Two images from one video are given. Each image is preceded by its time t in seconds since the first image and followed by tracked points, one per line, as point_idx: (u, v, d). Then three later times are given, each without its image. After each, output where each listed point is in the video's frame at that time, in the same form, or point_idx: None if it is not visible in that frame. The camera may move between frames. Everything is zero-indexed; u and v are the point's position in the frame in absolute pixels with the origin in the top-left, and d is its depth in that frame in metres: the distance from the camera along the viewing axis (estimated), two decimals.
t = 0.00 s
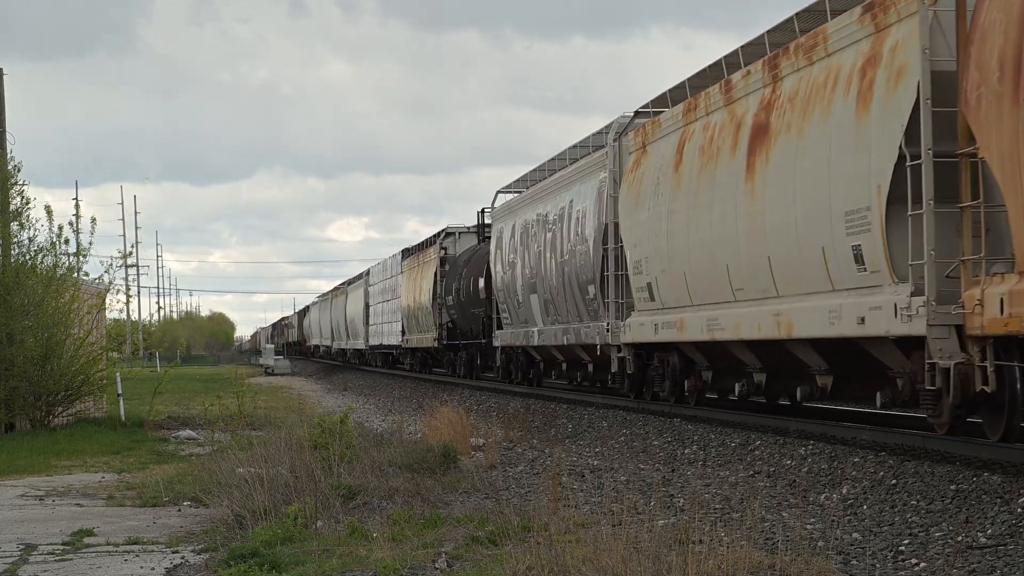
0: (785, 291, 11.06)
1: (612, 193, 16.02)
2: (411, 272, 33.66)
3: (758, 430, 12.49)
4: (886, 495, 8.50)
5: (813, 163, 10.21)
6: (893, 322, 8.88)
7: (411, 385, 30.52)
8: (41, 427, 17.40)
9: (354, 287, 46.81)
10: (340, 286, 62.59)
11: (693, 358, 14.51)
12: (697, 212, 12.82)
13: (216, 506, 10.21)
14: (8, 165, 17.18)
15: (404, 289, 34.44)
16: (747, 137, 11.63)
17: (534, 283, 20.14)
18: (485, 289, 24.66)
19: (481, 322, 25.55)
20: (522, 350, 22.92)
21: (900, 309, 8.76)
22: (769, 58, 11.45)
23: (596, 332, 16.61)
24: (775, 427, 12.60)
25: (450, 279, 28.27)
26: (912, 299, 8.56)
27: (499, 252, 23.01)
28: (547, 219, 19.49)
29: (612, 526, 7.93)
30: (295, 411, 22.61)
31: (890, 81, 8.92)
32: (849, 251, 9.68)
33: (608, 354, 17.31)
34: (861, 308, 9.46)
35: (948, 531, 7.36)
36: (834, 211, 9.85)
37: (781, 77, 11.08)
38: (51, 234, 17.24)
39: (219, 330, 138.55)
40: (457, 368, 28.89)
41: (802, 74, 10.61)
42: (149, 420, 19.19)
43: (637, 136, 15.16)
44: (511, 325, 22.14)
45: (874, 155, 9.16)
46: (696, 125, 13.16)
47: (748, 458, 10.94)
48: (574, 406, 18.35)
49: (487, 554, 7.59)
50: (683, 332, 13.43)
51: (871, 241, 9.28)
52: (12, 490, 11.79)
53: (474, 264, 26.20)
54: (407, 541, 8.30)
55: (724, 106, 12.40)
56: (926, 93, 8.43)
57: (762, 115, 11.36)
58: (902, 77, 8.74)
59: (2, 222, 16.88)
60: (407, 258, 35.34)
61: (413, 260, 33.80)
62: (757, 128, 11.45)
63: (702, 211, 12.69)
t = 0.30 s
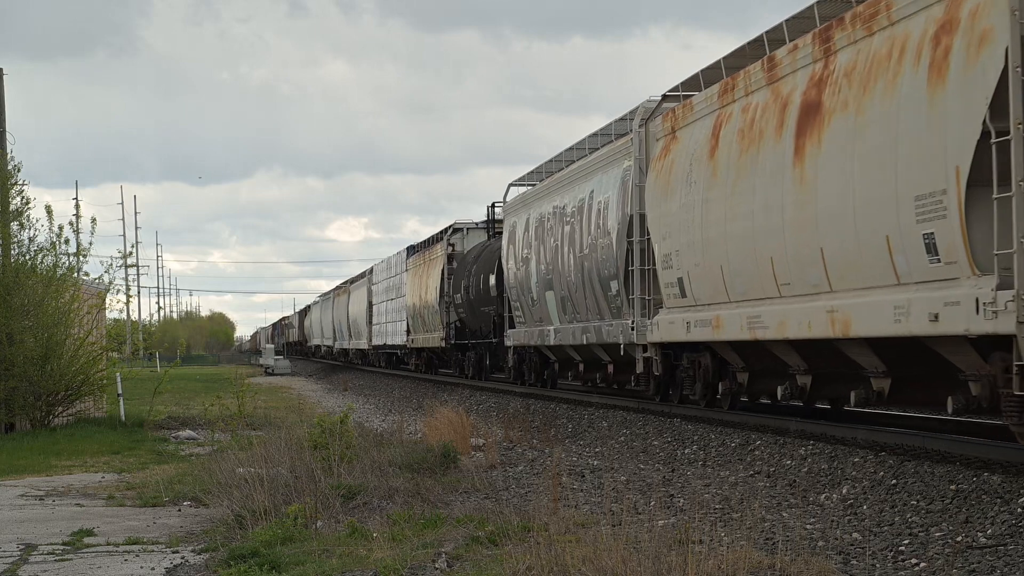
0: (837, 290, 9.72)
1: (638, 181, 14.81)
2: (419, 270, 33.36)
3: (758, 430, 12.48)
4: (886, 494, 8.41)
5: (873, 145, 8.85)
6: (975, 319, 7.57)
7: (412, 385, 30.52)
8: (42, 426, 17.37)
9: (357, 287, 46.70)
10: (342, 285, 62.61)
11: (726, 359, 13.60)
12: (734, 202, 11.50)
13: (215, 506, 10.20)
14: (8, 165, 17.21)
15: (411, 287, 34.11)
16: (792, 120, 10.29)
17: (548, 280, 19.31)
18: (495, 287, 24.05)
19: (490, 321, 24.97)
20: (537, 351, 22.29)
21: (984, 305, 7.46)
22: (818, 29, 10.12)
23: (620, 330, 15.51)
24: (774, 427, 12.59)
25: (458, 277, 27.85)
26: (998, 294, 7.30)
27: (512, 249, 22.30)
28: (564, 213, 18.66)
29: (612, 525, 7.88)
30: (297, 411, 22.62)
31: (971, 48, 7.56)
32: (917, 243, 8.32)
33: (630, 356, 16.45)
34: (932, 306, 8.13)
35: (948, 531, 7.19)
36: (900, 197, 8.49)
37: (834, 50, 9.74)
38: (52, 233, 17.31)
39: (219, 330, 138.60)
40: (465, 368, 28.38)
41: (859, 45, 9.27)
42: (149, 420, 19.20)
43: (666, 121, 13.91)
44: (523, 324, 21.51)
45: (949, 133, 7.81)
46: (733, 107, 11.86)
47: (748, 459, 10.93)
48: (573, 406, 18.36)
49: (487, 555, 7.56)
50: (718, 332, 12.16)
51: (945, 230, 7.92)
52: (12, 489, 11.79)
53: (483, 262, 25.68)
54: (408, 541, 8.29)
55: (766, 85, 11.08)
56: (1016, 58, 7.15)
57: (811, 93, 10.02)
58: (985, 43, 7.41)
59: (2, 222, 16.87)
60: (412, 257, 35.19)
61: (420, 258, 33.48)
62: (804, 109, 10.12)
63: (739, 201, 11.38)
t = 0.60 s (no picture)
0: (904, 285, 8.66)
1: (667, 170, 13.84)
2: (425, 267, 33.06)
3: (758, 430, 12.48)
4: (886, 495, 8.41)
5: (948, 123, 7.81)
6: None
7: (412, 385, 30.57)
8: (41, 427, 17.36)
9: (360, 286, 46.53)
10: (344, 286, 62.53)
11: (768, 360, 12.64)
12: (783, 190, 10.47)
13: (216, 506, 10.20)
14: (8, 165, 17.20)
15: (417, 284, 33.73)
16: (848, 97, 9.23)
17: (568, 276, 18.42)
18: (507, 284, 23.27)
19: (503, 320, 24.16)
20: (552, 350, 21.52)
21: None
22: None
23: (645, 329, 14.65)
24: (774, 426, 12.58)
25: (466, 273, 27.42)
26: None
27: (525, 243, 21.51)
28: (584, 205, 17.78)
29: (612, 526, 7.88)
30: (297, 411, 22.61)
31: None
32: (1003, 231, 7.31)
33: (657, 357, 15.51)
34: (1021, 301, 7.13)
35: (948, 531, 7.19)
36: (981, 180, 7.48)
37: (895, 17, 8.66)
38: (51, 233, 17.32)
39: (219, 330, 138.53)
40: (475, 369, 27.68)
41: (926, 10, 8.19)
42: (149, 420, 19.19)
43: (701, 103, 12.88)
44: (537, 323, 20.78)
45: None
46: (777, 86, 10.81)
47: (748, 459, 10.93)
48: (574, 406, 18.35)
49: (487, 554, 7.56)
50: (763, 331, 11.17)
51: None
52: (12, 490, 11.79)
53: (494, 258, 24.94)
54: (408, 540, 8.29)
55: (815, 61, 10.01)
56: None
57: (869, 67, 8.95)
58: None
59: (2, 222, 16.87)
60: (417, 256, 34.96)
61: (427, 254, 33.16)
62: (861, 85, 9.06)
63: (788, 189, 10.36)
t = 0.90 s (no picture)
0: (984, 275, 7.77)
1: (697, 156, 12.96)
2: (433, 264, 32.63)
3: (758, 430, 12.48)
4: (886, 495, 8.41)
5: None
6: None
7: (413, 385, 30.59)
8: (41, 427, 17.35)
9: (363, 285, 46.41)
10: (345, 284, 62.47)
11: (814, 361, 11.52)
12: (839, 173, 9.55)
13: (216, 506, 10.20)
14: (8, 165, 17.19)
15: (424, 282, 33.26)
16: (920, 67, 8.29)
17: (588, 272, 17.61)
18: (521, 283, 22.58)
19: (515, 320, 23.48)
20: (568, 351, 20.82)
21: None
22: None
23: (675, 328, 13.80)
24: (774, 426, 12.58)
25: (476, 271, 26.89)
26: None
27: (541, 238, 20.78)
28: (604, 198, 16.97)
29: (612, 525, 7.88)
30: (297, 411, 22.62)
31: None
32: None
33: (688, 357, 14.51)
34: None
35: (948, 531, 7.19)
36: None
37: None
38: (51, 233, 17.32)
39: (219, 330, 138.51)
40: (487, 371, 27.04)
41: None
42: (149, 420, 19.18)
43: (739, 82, 12.00)
44: (551, 322, 20.22)
45: None
46: (830, 60, 9.89)
47: (748, 459, 10.93)
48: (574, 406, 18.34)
49: (487, 554, 7.56)
50: (812, 328, 10.27)
51: None
52: (12, 489, 11.79)
53: (506, 254, 24.22)
54: (408, 540, 8.29)
55: (877, 29, 9.09)
56: None
57: (945, 33, 8.04)
58: None
59: (2, 222, 16.87)
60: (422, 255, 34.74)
61: (435, 251, 32.68)
62: (935, 53, 8.13)
63: (845, 171, 9.44)
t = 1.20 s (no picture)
0: None
1: (737, 140, 12.08)
2: (440, 261, 32.13)
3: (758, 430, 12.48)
4: (886, 495, 8.41)
5: None
6: None
7: (413, 385, 30.59)
8: (41, 426, 17.35)
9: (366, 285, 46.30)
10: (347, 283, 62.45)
11: (870, 361, 10.54)
12: (909, 153, 8.56)
13: (216, 506, 10.20)
14: (8, 164, 17.18)
15: (432, 280, 32.75)
16: (1008, 30, 7.33)
17: (613, 266, 16.83)
18: (535, 279, 21.89)
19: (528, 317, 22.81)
20: (586, 351, 19.99)
21: None
22: None
23: (711, 324, 12.97)
24: (775, 426, 12.58)
25: (487, 267, 26.34)
26: None
27: (558, 232, 20.04)
28: (629, 187, 16.17)
29: (612, 525, 7.88)
30: (297, 411, 22.63)
31: None
32: None
33: (722, 358, 13.66)
34: None
35: (948, 531, 7.19)
36: None
37: None
38: (51, 233, 17.31)
39: (220, 330, 138.51)
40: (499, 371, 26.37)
41: None
42: (149, 420, 19.18)
43: (787, 58, 11.02)
44: (569, 320, 19.48)
45: None
46: (895, 28, 8.88)
47: (748, 459, 10.93)
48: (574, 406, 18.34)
49: (487, 554, 7.56)
50: (874, 325, 9.29)
51: None
52: (12, 489, 11.79)
53: (519, 249, 23.59)
54: (408, 540, 8.29)
55: None
56: None
57: None
58: None
59: (2, 222, 16.86)
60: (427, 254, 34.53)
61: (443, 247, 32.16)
62: None
63: (916, 151, 8.45)
